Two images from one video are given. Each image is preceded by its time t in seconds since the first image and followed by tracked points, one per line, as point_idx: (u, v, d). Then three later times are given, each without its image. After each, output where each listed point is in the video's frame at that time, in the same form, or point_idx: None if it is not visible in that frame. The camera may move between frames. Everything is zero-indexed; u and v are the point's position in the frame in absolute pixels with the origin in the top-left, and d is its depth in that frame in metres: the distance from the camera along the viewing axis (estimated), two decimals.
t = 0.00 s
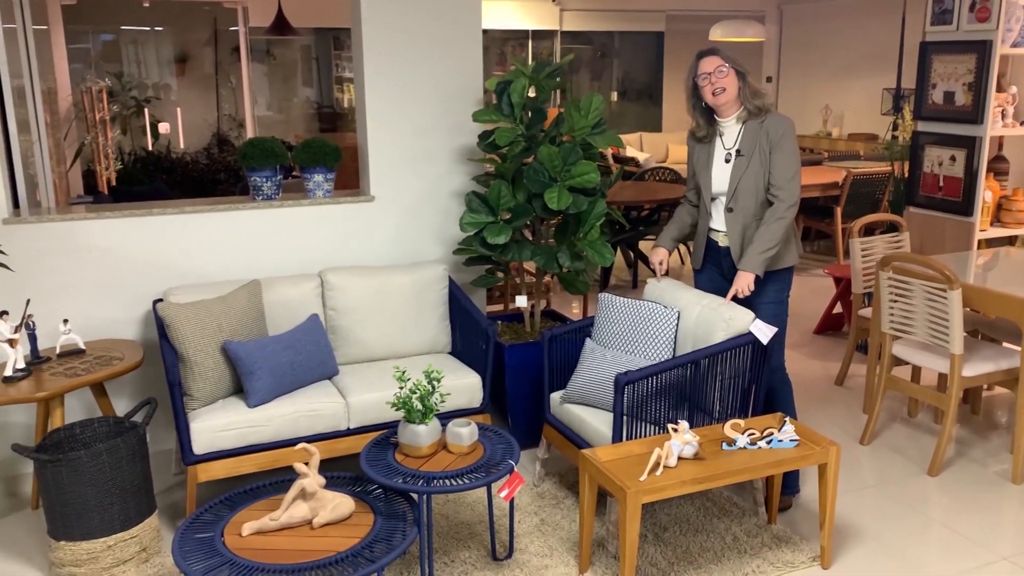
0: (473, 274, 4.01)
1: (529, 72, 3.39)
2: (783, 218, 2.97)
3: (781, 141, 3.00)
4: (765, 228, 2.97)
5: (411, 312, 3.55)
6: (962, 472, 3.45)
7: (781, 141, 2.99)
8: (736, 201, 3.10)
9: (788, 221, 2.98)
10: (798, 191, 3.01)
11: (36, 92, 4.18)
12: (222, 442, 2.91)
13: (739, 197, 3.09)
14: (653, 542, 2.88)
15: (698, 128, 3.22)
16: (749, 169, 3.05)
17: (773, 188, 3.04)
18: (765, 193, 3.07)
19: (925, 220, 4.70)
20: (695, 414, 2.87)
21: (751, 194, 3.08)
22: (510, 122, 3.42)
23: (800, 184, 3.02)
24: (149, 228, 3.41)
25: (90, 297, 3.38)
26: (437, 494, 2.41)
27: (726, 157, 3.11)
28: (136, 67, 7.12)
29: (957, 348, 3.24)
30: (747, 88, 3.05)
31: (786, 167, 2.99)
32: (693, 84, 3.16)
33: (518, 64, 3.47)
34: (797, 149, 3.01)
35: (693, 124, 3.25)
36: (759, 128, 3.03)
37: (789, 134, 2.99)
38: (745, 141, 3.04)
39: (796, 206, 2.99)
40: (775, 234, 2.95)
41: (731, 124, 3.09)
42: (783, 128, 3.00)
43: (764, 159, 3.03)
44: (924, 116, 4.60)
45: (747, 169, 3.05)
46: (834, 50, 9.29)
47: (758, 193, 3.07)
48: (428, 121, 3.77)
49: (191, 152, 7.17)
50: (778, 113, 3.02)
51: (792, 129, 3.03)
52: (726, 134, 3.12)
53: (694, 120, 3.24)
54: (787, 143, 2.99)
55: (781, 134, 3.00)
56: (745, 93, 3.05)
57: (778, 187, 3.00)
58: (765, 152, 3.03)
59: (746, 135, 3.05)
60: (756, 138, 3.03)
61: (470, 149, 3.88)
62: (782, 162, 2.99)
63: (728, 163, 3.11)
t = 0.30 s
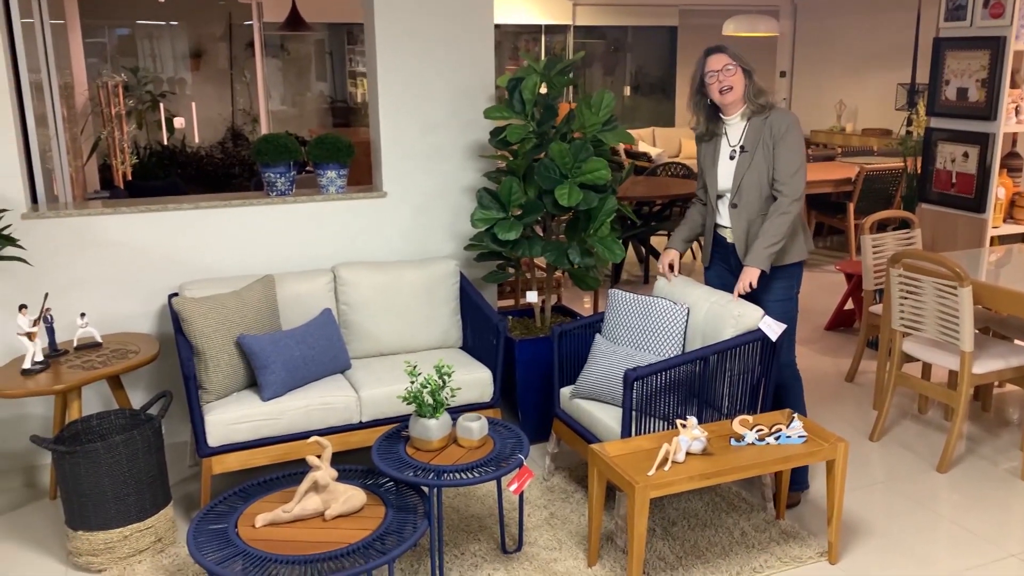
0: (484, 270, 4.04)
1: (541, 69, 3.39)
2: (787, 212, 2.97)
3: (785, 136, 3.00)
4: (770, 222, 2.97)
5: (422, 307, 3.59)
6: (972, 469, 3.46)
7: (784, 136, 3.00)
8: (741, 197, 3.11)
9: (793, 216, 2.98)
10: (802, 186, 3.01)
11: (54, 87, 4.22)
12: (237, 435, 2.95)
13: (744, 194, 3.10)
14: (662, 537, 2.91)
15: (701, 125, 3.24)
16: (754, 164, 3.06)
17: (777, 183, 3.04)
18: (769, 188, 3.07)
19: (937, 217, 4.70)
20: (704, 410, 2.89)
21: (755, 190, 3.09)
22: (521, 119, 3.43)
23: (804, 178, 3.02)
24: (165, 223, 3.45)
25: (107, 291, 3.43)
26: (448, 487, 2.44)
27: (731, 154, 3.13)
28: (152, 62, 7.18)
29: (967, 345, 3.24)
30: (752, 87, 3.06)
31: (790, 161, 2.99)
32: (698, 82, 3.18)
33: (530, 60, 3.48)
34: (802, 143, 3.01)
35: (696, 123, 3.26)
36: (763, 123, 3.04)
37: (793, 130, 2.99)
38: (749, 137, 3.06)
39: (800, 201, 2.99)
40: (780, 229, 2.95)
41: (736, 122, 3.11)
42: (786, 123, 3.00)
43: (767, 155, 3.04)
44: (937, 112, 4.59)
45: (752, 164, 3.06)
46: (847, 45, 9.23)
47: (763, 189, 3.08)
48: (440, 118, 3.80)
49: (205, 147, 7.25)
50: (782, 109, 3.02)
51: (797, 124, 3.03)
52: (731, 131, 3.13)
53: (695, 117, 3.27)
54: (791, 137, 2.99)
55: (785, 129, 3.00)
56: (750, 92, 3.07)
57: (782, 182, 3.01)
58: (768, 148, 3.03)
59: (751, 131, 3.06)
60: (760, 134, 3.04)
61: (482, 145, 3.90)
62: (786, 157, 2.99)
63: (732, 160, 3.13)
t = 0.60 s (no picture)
0: (494, 266, 4.06)
1: (551, 66, 3.41)
2: (788, 212, 2.97)
3: (793, 135, 3.00)
4: (770, 222, 2.98)
5: (432, 303, 3.61)
6: (981, 467, 3.45)
7: (792, 135, 3.00)
8: (745, 194, 3.12)
9: (794, 216, 2.99)
10: (807, 186, 3.01)
11: (70, 82, 4.27)
12: (248, 428, 2.98)
13: (749, 191, 3.11)
14: (669, 532, 2.92)
15: (715, 119, 3.24)
16: (761, 162, 3.07)
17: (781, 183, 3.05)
18: (774, 187, 3.08)
19: (950, 213, 4.84)
20: (712, 406, 2.91)
21: (761, 188, 3.09)
22: (531, 116, 3.45)
23: (809, 178, 3.02)
24: (178, 217, 3.49)
25: (121, 285, 3.47)
26: (456, 481, 2.46)
27: (741, 150, 3.14)
28: (166, 57, 7.27)
29: (976, 343, 3.24)
30: (768, 85, 3.06)
31: (796, 161, 2.99)
32: (716, 76, 3.16)
33: (540, 57, 3.49)
34: (810, 143, 3.01)
35: (710, 116, 3.26)
36: (773, 121, 3.04)
37: (802, 129, 2.99)
38: (757, 135, 3.06)
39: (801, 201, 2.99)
40: (780, 229, 2.96)
41: (749, 118, 3.11)
42: (795, 122, 3.00)
43: (775, 153, 3.04)
44: (949, 108, 4.73)
45: (758, 162, 3.07)
46: (861, 41, 9.18)
47: (768, 186, 3.08)
48: (451, 115, 3.82)
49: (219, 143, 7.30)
50: (793, 107, 3.02)
51: (807, 123, 3.02)
52: (743, 127, 3.14)
53: (711, 110, 3.25)
54: (799, 136, 2.99)
55: (794, 128, 3.00)
56: (766, 89, 3.06)
57: (785, 181, 3.01)
58: (776, 146, 3.03)
59: (760, 128, 3.06)
60: (769, 131, 3.04)
61: (493, 142, 3.92)
62: (791, 156, 2.99)
63: (742, 157, 3.14)
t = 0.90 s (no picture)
0: (501, 261, 4.07)
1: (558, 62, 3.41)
2: (783, 211, 2.99)
3: (798, 134, 3.00)
4: (765, 220, 3.01)
5: (440, 298, 3.63)
6: (989, 463, 3.45)
7: (797, 134, 3.00)
8: (748, 190, 3.13)
9: (790, 215, 3.00)
10: (807, 185, 3.02)
11: (81, 78, 4.31)
12: (256, 422, 3.01)
13: (752, 187, 3.12)
14: (674, 527, 2.93)
15: (726, 113, 3.23)
16: (766, 158, 3.07)
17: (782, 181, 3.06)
18: (775, 185, 3.09)
19: (961, 208, 4.98)
20: (717, 402, 2.91)
21: (764, 185, 3.10)
22: (538, 112, 3.46)
23: (811, 178, 3.02)
24: (188, 212, 3.52)
25: (131, 279, 3.50)
26: (462, 476, 2.48)
27: (748, 146, 3.14)
28: (179, 53, 7.29)
29: (983, 340, 3.23)
30: (780, 82, 3.04)
31: (798, 160, 3.00)
32: (728, 71, 3.14)
33: (548, 53, 3.49)
34: (816, 142, 3.01)
35: (721, 110, 3.25)
36: (781, 119, 3.04)
37: (808, 128, 2.99)
38: (764, 131, 3.06)
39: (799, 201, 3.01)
40: (774, 228, 2.99)
41: (758, 114, 3.10)
42: (802, 121, 3.00)
43: (780, 150, 3.04)
44: (960, 104, 4.87)
45: (763, 159, 3.08)
46: (873, 36, 9.12)
47: (771, 184, 3.10)
48: (459, 110, 3.83)
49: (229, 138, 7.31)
50: (803, 106, 3.02)
51: (815, 122, 3.02)
52: (752, 124, 3.14)
53: (723, 104, 3.23)
54: (805, 135, 2.99)
55: (801, 126, 3.00)
56: (777, 86, 3.04)
57: (786, 180, 3.02)
58: (781, 144, 3.04)
59: (768, 125, 3.06)
60: (776, 129, 3.04)
61: (500, 137, 3.93)
62: (794, 154, 3.00)
63: (748, 153, 3.14)
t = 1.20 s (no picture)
0: (507, 257, 4.08)
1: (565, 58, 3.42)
2: (797, 207, 2.97)
3: (806, 129, 2.99)
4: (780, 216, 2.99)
5: (445, 293, 3.64)
6: (995, 460, 3.44)
7: (805, 129, 3.00)
8: (757, 186, 3.13)
9: (805, 211, 2.99)
10: (818, 180, 3.00)
11: (90, 72, 4.33)
12: (263, 416, 3.03)
13: (761, 183, 3.12)
14: (678, 522, 2.94)
15: (732, 110, 3.22)
16: (774, 155, 3.07)
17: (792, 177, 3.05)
18: (786, 181, 3.08)
19: (968, 205, 4.98)
20: (721, 398, 2.92)
21: (773, 181, 3.10)
22: (544, 108, 3.46)
23: (821, 173, 3.01)
24: (196, 208, 3.54)
25: (139, 274, 3.53)
26: (466, 470, 2.49)
27: (755, 143, 3.14)
28: (188, 47, 7.31)
29: (990, 337, 3.22)
30: (786, 79, 3.04)
31: (808, 155, 2.99)
32: (735, 68, 3.14)
33: (554, 49, 3.50)
34: (824, 137, 3.00)
35: (726, 106, 3.24)
36: (787, 115, 3.04)
37: (815, 123, 2.99)
38: (771, 127, 3.06)
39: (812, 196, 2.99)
40: (790, 225, 2.97)
41: (765, 111, 3.10)
42: (809, 116, 3.00)
43: (788, 146, 3.04)
44: (969, 100, 4.85)
45: (770, 155, 3.08)
46: (883, 31, 9.08)
47: (780, 180, 3.09)
48: (466, 106, 3.84)
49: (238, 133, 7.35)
50: (809, 102, 3.02)
51: (822, 117, 3.02)
52: (758, 120, 3.14)
53: (730, 101, 3.23)
54: (813, 131, 2.99)
55: (809, 122, 3.00)
56: (783, 82, 3.04)
57: (797, 176, 3.01)
58: (789, 139, 3.04)
59: (775, 121, 3.06)
60: (784, 125, 3.04)
61: (507, 133, 3.94)
62: (803, 150, 2.99)
63: (755, 149, 3.14)
